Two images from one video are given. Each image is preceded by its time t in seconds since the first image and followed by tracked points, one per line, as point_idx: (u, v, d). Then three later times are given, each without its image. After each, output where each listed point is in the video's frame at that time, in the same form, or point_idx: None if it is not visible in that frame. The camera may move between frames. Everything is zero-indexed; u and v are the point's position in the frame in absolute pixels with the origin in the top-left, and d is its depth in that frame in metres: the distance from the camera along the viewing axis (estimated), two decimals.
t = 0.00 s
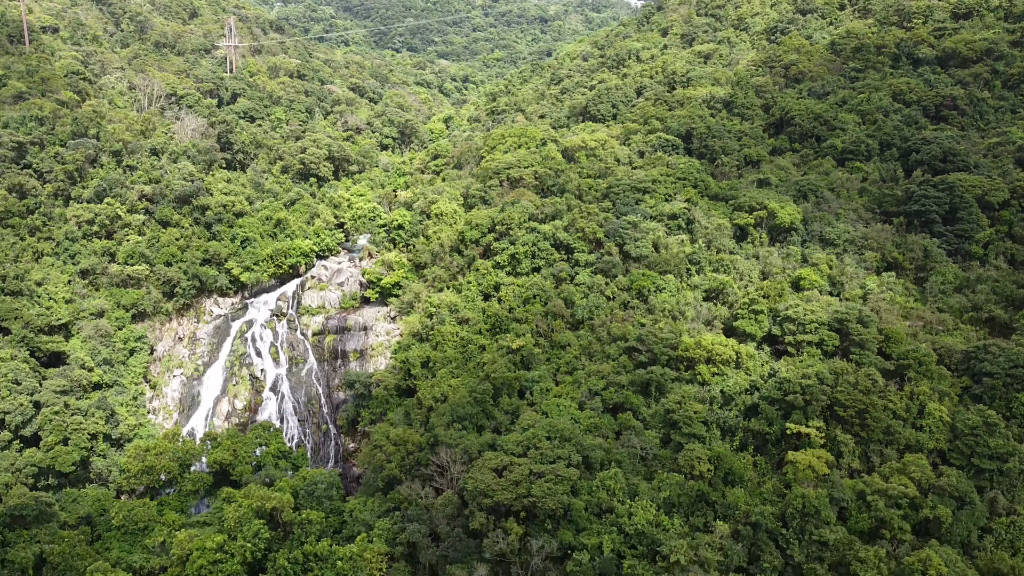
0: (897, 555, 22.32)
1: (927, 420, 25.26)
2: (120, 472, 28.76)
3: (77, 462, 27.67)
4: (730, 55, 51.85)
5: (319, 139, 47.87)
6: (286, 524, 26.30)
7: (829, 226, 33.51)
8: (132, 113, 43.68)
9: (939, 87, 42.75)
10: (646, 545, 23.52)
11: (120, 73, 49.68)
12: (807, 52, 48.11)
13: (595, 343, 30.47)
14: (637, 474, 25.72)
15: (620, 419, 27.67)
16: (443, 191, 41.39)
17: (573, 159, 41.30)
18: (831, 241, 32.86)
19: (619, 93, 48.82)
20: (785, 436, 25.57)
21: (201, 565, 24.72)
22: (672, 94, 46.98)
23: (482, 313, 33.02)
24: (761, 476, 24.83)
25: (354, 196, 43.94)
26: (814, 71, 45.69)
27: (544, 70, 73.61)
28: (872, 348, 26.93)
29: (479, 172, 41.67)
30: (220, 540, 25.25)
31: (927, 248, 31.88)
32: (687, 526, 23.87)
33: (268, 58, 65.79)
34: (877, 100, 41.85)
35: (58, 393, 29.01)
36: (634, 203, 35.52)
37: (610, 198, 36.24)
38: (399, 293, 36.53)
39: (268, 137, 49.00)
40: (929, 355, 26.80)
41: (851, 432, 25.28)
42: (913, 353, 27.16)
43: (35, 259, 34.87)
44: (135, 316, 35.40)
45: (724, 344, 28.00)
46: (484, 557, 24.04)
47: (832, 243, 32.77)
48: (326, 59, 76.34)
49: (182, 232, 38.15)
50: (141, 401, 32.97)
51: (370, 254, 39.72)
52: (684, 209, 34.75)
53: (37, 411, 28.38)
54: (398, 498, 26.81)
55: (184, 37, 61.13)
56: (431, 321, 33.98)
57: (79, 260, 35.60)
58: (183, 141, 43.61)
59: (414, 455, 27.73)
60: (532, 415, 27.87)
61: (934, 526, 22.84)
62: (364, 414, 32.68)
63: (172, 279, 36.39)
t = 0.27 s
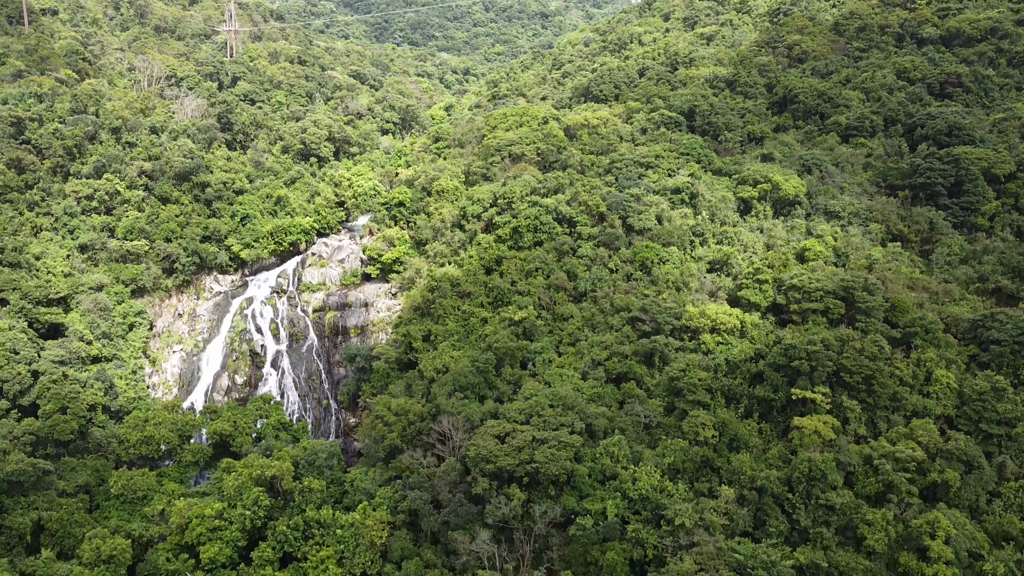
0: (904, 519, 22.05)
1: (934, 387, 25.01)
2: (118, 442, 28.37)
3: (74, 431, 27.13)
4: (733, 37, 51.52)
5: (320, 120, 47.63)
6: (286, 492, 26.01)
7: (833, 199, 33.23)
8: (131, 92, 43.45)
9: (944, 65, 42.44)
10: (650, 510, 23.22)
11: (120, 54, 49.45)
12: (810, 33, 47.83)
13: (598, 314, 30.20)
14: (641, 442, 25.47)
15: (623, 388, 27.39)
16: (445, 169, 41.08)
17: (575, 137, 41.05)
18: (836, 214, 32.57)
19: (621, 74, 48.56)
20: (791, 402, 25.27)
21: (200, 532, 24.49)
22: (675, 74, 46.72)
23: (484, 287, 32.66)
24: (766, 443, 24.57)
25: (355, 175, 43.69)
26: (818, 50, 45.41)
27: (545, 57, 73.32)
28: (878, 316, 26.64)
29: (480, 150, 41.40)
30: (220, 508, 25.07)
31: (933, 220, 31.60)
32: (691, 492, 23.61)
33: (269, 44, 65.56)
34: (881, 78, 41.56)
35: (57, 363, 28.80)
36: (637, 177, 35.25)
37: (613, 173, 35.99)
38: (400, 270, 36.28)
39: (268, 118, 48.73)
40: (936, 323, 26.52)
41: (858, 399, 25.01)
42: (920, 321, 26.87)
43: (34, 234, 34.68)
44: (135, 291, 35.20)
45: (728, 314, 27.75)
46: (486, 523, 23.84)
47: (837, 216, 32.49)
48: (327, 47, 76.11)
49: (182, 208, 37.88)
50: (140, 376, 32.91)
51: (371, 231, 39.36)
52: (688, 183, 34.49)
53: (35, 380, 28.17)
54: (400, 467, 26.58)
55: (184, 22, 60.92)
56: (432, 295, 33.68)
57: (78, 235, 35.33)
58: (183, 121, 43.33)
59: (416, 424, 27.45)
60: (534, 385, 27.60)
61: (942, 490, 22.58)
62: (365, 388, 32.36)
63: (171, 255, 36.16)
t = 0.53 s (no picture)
0: (910, 481, 21.81)
1: (940, 352, 24.75)
2: (117, 411, 28.14)
3: (72, 398, 26.87)
4: (735, 18, 51.23)
5: (320, 100, 47.43)
6: (285, 459, 25.84)
7: (837, 172, 32.98)
8: (130, 70, 43.20)
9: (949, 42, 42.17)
10: (654, 473, 22.96)
11: (119, 34, 49.19)
12: (813, 13, 47.54)
13: (601, 285, 29.94)
14: (644, 409, 25.23)
15: (626, 356, 27.15)
16: (446, 146, 40.86)
17: (577, 114, 40.80)
18: (840, 185, 32.30)
19: (623, 54, 48.29)
20: (796, 368, 25.02)
21: (199, 498, 24.24)
22: (677, 53, 46.44)
23: (485, 259, 32.36)
24: (771, 408, 24.34)
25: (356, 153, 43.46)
26: (821, 29, 45.13)
27: (546, 44, 73.05)
28: (883, 282, 26.39)
29: (481, 127, 41.17)
30: (219, 474, 24.86)
31: (938, 191, 31.36)
32: (695, 456, 23.36)
33: (269, 29, 65.26)
34: (885, 55, 41.29)
35: (54, 332, 28.44)
36: (640, 151, 35.00)
37: (615, 147, 35.73)
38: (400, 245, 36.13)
39: (268, 98, 48.48)
40: (942, 289, 26.29)
41: (863, 364, 24.77)
42: (926, 288, 26.62)
43: (33, 207, 34.44)
44: (134, 265, 34.96)
45: (732, 282, 27.49)
46: (488, 488, 23.62)
47: (842, 187, 32.21)
48: (327, 34, 75.83)
49: (181, 184, 37.66)
50: (139, 349, 32.78)
51: (371, 208, 39.14)
52: (691, 156, 34.26)
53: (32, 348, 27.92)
54: (401, 435, 26.37)
55: (184, 6, 60.67)
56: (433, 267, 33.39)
57: (76, 209, 35.05)
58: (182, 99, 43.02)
59: (417, 393, 27.18)
60: (536, 353, 27.35)
61: (949, 453, 22.32)
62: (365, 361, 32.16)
63: (170, 230, 35.89)
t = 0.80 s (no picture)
0: (917, 443, 21.52)
1: (947, 318, 24.43)
2: (115, 381, 27.93)
3: (69, 366, 26.59)
4: None
5: (320, 81, 47.24)
6: (284, 426, 25.68)
7: (842, 144, 32.70)
8: (130, 48, 42.99)
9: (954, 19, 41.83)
10: (657, 437, 22.70)
11: (119, 14, 48.96)
12: None
13: (603, 255, 29.66)
14: (647, 375, 24.95)
15: (629, 325, 26.89)
16: (447, 124, 40.63)
17: (579, 91, 40.52)
18: (845, 156, 32.01)
19: (626, 34, 48.00)
20: (800, 333, 24.76)
21: (198, 463, 23.99)
22: (679, 33, 46.14)
23: (487, 232, 32.09)
24: (775, 373, 24.08)
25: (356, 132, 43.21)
26: (825, 8, 44.83)
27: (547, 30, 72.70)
28: (889, 248, 26.09)
29: (483, 104, 40.91)
30: (218, 440, 24.64)
31: (943, 162, 31.09)
32: (699, 420, 23.09)
33: (269, 14, 65.05)
34: (889, 31, 40.99)
35: (51, 300, 28.00)
36: (642, 124, 34.75)
37: (617, 121, 35.49)
38: (400, 220, 36.07)
39: (268, 79, 48.23)
40: (949, 256, 26.00)
41: (869, 329, 24.50)
42: (933, 255, 26.32)
43: (31, 181, 34.23)
44: (132, 240, 34.75)
45: (736, 249, 27.19)
46: (489, 453, 23.38)
47: (846, 158, 31.91)
48: (328, 22, 75.59)
49: (180, 159, 37.42)
50: (138, 323, 32.61)
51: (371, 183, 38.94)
52: (694, 129, 34.08)
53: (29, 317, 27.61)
54: (401, 403, 26.13)
55: None
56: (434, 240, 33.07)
57: (74, 183, 34.78)
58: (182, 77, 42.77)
59: (417, 361, 26.92)
60: (538, 322, 27.10)
61: (957, 416, 22.03)
62: (365, 334, 32.01)
63: (169, 204, 35.55)
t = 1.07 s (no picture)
0: (926, 405, 21.22)
1: (954, 283, 24.10)
2: (114, 351, 27.66)
3: (67, 333, 26.43)
4: None
5: (321, 62, 47.16)
6: (284, 393, 25.45)
7: (847, 116, 32.40)
8: (129, 25, 42.74)
9: None
10: (662, 400, 22.40)
11: None
12: None
13: (606, 226, 29.36)
14: (650, 341, 24.71)
15: (632, 293, 26.62)
16: (448, 101, 40.34)
17: (581, 68, 40.24)
18: (849, 128, 31.72)
19: (628, 14, 47.71)
20: (806, 298, 24.49)
21: (197, 429, 23.69)
22: (682, 13, 45.85)
23: (489, 204, 31.89)
24: (781, 338, 23.80)
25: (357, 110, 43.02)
26: None
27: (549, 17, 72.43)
28: (896, 215, 25.81)
29: (484, 81, 40.62)
30: (218, 406, 24.32)
31: (950, 134, 30.81)
32: (704, 384, 22.83)
33: None
34: (894, 8, 40.68)
35: (49, 269, 27.76)
36: (646, 99, 34.51)
37: (620, 95, 35.23)
38: (401, 195, 35.96)
39: (268, 59, 47.97)
40: (956, 222, 25.72)
41: (876, 294, 24.24)
42: (940, 221, 26.03)
43: (28, 154, 33.87)
44: (131, 214, 34.41)
45: (741, 217, 26.90)
46: (492, 417, 23.12)
47: (852, 130, 31.61)
48: (328, 9, 75.35)
49: (180, 136, 37.22)
50: (136, 296, 32.09)
51: (371, 159, 38.86)
52: (698, 103, 33.97)
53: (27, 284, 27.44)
54: (402, 370, 25.85)
55: None
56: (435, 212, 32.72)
57: (73, 157, 34.53)
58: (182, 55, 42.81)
59: (419, 330, 26.69)
60: (541, 290, 26.83)
61: (965, 378, 21.76)
62: (366, 307, 31.76)
63: (169, 179, 35.28)
